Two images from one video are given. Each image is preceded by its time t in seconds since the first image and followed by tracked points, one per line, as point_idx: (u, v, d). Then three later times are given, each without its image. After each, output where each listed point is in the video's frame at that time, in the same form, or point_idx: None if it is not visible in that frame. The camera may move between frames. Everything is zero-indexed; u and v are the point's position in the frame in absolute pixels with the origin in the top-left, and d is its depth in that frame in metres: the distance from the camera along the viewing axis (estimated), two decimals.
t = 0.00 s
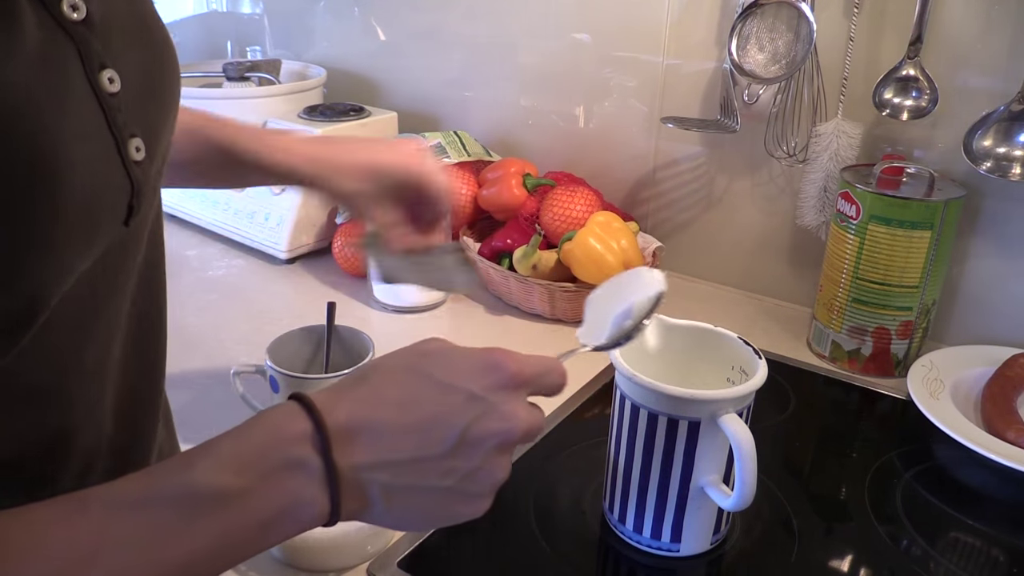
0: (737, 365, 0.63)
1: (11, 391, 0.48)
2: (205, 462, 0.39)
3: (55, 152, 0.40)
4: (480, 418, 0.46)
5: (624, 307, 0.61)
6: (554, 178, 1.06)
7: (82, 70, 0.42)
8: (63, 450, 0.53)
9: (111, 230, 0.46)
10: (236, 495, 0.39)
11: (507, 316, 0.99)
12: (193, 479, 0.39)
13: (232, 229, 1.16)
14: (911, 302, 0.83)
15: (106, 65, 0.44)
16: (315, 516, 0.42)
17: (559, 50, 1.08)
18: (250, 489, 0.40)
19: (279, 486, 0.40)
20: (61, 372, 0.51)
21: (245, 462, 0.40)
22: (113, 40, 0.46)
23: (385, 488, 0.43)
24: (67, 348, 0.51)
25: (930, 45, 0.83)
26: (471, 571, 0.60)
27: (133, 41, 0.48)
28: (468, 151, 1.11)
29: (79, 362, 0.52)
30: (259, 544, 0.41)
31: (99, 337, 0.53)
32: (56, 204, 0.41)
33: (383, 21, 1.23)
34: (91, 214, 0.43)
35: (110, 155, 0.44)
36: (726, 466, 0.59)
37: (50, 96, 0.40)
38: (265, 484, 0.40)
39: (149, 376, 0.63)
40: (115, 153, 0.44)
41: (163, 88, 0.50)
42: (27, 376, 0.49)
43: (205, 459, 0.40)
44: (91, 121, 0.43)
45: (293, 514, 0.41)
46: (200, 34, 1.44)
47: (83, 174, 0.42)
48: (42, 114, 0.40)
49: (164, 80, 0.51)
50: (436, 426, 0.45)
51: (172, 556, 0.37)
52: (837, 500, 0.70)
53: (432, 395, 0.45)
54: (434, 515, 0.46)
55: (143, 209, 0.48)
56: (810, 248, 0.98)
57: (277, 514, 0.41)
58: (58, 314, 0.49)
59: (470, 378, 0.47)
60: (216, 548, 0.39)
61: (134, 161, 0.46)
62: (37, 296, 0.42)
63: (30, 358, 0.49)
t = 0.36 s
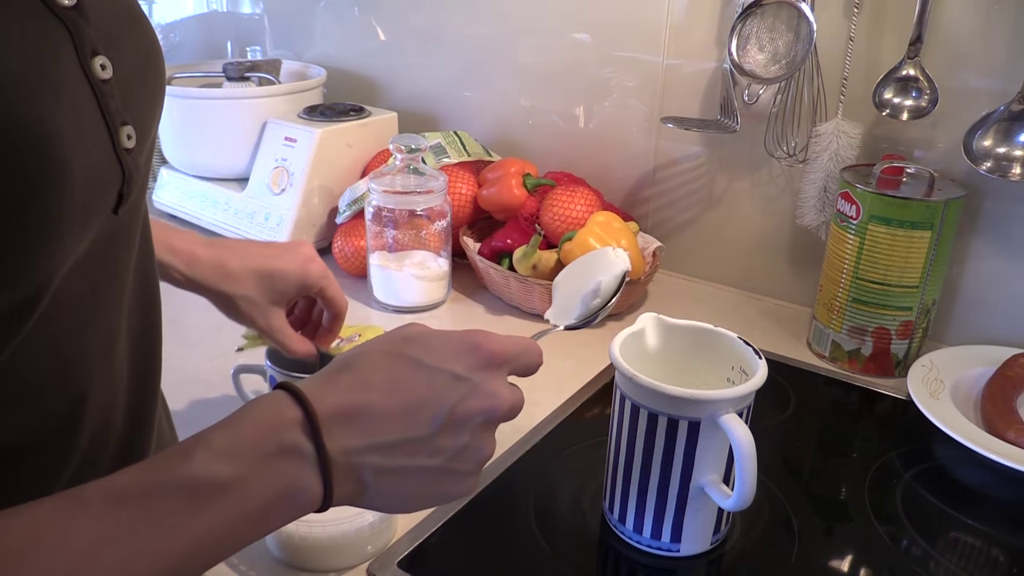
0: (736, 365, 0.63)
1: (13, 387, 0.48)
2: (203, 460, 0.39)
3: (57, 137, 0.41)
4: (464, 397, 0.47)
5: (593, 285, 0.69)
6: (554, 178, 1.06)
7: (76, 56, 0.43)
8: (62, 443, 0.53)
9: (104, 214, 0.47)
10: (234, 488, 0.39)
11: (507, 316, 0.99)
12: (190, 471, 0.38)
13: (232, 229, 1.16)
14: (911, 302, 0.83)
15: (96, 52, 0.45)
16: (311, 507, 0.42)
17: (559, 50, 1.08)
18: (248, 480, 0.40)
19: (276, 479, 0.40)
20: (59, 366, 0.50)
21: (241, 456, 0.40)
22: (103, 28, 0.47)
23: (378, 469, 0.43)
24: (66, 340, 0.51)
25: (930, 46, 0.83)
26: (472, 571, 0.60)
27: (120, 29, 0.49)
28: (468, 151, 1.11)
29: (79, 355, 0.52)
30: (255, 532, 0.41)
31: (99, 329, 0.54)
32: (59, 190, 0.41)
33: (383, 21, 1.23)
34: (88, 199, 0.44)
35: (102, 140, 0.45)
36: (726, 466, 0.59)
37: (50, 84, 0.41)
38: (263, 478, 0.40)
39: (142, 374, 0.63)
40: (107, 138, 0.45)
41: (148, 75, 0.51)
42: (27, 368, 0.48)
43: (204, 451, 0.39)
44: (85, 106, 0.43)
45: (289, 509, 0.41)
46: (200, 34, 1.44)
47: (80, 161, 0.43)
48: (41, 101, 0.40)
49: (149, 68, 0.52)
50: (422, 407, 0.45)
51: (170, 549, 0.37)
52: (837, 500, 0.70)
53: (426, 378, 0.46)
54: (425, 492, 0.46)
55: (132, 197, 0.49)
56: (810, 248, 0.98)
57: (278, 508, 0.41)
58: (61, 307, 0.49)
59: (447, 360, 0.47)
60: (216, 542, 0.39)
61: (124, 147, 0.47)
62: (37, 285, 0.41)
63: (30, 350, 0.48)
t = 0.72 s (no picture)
0: (737, 365, 0.63)
1: (15, 389, 0.48)
2: (201, 461, 0.39)
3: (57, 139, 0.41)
4: (462, 404, 0.47)
5: (594, 292, 0.69)
6: (554, 178, 1.06)
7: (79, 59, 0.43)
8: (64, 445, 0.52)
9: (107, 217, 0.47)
10: (232, 493, 0.39)
11: (507, 316, 0.99)
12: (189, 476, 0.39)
13: (232, 229, 1.16)
14: (912, 302, 0.83)
15: (100, 54, 0.44)
16: (308, 511, 0.42)
17: (559, 49, 1.07)
18: (245, 485, 0.40)
19: (274, 483, 0.40)
20: (61, 367, 0.50)
21: (240, 459, 0.40)
22: (107, 30, 0.47)
23: (372, 475, 0.44)
24: (68, 341, 0.50)
25: (930, 46, 0.83)
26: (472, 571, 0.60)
27: (124, 30, 0.48)
28: (468, 151, 1.11)
29: (81, 356, 0.52)
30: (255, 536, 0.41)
31: (102, 331, 0.53)
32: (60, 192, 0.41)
33: (383, 21, 1.23)
34: (91, 202, 0.44)
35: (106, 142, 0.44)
36: (726, 466, 0.59)
37: (51, 87, 0.40)
38: (260, 483, 0.40)
39: (145, 375, 0.63)
40: (111, 142, 0.45)
41: (152, 77, 0.51)
42: (30, 368, 0.48)
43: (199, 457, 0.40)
44: (89, 109, 0.43)
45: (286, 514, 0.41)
46: (200, 34, 1.44)
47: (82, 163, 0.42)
48: (43, 102, 0.40)
49: (153, 69, 0.51)
50: (419, 413, 0.45)
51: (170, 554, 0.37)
52: (837, 500, 0.70)
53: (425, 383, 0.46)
54: (420, 501, 0.47)
55: (135, 199, 0.49)
56: (810, 248, 0.98)
57: (275, 510, 0.41)
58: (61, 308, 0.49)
59: (447, 366, 0.47)
60: (217, 545, 0.39)
61: (129, 149, 0.46)
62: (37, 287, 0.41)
63: (31, 351, 0.48)
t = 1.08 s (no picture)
0: (737, 366, 0.63)
1: (25, 389, 0.48)
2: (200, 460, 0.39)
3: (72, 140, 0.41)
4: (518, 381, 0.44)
5: (631, 282, 0.64)
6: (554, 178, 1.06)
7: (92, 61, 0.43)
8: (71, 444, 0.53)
9: (115, 217, 0.47)
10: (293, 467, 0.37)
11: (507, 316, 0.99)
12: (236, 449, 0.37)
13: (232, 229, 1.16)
14: (911, 302, 0.83)
15: (111, 56, 0.44)
16: (363, 485, 0.40)
17: (559, 49, 1.07)
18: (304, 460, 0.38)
19: (332, 459, 0.38)
20: (67, 365, 0.50)
21: (300, 433, 0.38)
22: (120, 31, 0.47)
23: (429, 452, 0.41)
24: (73, 338, 0.51)
25: (930, 46, 0.83)
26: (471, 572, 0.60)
27: (135, 32, 0.49)
28: (468, 151, 1.11)
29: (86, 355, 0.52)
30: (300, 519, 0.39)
31: (105, 329, 0.54)
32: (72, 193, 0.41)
33: (383, 21, 1.23)
34: (103, 202, 0.44)
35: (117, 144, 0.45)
36: (726, 465, 0.59)
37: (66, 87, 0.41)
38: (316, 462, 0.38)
39: (146, 372, 0.63)
40: (123, 144, 0.45)
41: (162, 79, 0.51)
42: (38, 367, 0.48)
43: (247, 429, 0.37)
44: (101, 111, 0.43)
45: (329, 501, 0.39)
46: (200, 34, 1.44)
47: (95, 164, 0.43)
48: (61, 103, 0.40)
49: (162, 72, 0.51)
50: (472, 391, 0.42)
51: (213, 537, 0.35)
52: (837, 500, 0.70)
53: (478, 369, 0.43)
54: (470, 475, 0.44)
55: (144, 201, 0.50)
56: (810, 248, 0.98)
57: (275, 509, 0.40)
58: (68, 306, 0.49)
59: (503, 349, 0.44)
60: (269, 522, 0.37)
61: (139, 151, 0.47)
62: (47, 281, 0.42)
63: (40, 348, 0.48)
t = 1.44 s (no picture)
0: (736, 366, 0.63)
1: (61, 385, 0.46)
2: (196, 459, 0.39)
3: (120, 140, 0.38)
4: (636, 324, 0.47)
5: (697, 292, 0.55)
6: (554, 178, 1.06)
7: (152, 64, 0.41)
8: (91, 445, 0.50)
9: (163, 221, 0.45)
10: (436, 389, 0.40)
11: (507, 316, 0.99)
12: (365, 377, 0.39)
13: (232, 228, 1.16)
14: (912, 302, 0.83)
15: (173, 65, 0.42)
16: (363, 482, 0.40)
17: (559, 49, 1.07)
18: (448, 383, 0.40)
19: (475, 383, 0.41)
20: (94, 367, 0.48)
21: (445, 361, 0.41)
22: (196, 43, 0.45)
23: (563, 383, 0.43)
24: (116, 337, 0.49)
25: (930, 46, 0.83)
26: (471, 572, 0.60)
27: (210, 46, 0.46)
28: (468, 151, 1.11)
29: (112, 359, 0.49)
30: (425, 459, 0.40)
31: (147, 331, 0.52)
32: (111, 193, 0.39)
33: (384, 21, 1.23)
34: (150, 207, 0.42)
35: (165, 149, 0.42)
36: (726, 465, 0.59)
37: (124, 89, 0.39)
38: (457, 383, 0.40)
39: (179, 367, 0.62)
40: (172, 150, 0.43)
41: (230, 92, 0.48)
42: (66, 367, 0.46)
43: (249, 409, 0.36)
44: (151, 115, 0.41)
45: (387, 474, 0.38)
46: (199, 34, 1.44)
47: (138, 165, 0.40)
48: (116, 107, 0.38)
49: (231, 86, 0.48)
50: (597, 329, 0.45)
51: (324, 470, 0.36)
52: (838, 500, 0.70)
53: (591, 305, 0.47)
54: (607, 417, 0.45)
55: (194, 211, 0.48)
56: (810, 248, 0.98)
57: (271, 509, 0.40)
58: (104, 306, 0.47)
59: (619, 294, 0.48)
60: (407, 449, 0.38)
61: (191, 158, 0.44)
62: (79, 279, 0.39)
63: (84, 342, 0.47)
